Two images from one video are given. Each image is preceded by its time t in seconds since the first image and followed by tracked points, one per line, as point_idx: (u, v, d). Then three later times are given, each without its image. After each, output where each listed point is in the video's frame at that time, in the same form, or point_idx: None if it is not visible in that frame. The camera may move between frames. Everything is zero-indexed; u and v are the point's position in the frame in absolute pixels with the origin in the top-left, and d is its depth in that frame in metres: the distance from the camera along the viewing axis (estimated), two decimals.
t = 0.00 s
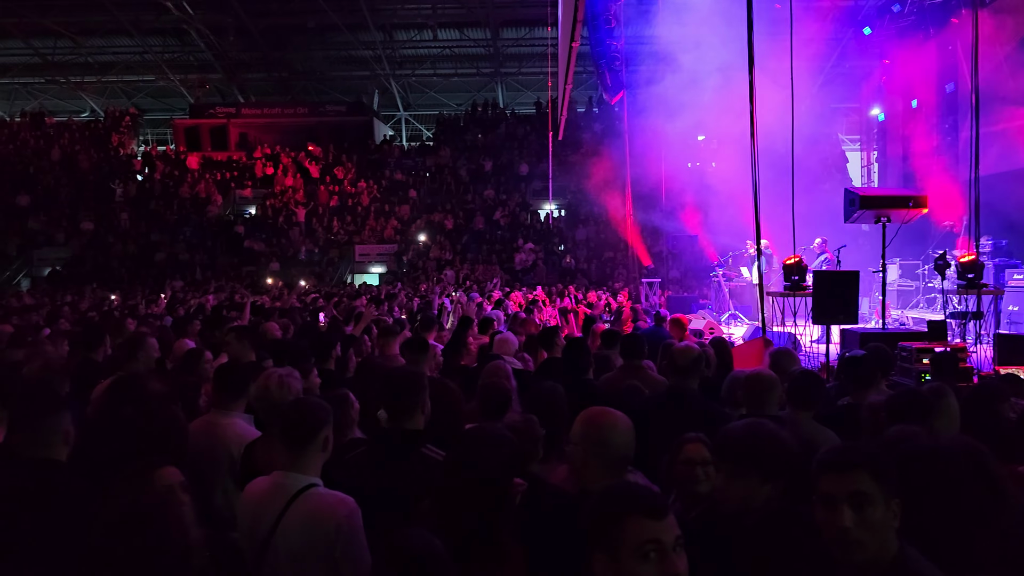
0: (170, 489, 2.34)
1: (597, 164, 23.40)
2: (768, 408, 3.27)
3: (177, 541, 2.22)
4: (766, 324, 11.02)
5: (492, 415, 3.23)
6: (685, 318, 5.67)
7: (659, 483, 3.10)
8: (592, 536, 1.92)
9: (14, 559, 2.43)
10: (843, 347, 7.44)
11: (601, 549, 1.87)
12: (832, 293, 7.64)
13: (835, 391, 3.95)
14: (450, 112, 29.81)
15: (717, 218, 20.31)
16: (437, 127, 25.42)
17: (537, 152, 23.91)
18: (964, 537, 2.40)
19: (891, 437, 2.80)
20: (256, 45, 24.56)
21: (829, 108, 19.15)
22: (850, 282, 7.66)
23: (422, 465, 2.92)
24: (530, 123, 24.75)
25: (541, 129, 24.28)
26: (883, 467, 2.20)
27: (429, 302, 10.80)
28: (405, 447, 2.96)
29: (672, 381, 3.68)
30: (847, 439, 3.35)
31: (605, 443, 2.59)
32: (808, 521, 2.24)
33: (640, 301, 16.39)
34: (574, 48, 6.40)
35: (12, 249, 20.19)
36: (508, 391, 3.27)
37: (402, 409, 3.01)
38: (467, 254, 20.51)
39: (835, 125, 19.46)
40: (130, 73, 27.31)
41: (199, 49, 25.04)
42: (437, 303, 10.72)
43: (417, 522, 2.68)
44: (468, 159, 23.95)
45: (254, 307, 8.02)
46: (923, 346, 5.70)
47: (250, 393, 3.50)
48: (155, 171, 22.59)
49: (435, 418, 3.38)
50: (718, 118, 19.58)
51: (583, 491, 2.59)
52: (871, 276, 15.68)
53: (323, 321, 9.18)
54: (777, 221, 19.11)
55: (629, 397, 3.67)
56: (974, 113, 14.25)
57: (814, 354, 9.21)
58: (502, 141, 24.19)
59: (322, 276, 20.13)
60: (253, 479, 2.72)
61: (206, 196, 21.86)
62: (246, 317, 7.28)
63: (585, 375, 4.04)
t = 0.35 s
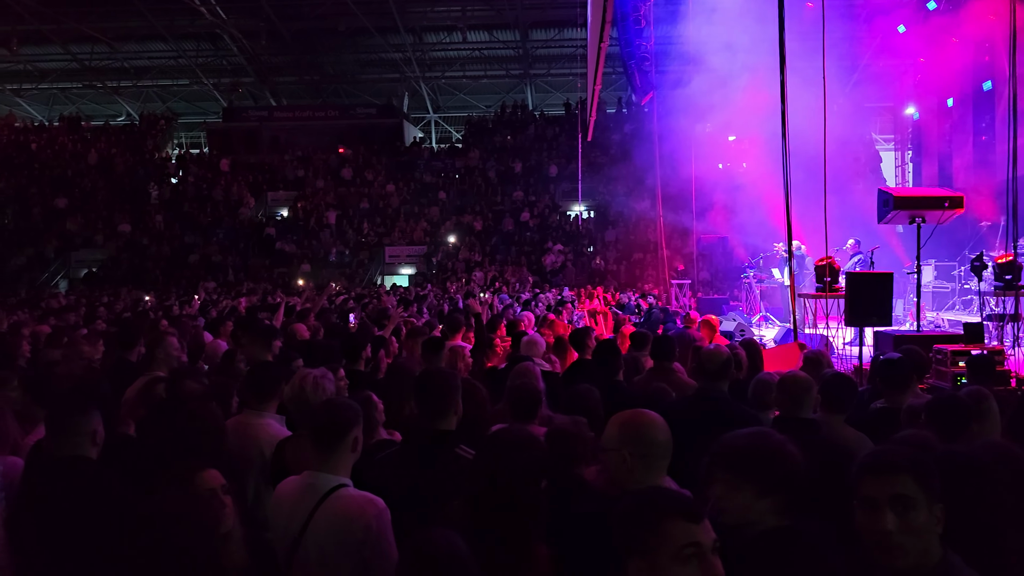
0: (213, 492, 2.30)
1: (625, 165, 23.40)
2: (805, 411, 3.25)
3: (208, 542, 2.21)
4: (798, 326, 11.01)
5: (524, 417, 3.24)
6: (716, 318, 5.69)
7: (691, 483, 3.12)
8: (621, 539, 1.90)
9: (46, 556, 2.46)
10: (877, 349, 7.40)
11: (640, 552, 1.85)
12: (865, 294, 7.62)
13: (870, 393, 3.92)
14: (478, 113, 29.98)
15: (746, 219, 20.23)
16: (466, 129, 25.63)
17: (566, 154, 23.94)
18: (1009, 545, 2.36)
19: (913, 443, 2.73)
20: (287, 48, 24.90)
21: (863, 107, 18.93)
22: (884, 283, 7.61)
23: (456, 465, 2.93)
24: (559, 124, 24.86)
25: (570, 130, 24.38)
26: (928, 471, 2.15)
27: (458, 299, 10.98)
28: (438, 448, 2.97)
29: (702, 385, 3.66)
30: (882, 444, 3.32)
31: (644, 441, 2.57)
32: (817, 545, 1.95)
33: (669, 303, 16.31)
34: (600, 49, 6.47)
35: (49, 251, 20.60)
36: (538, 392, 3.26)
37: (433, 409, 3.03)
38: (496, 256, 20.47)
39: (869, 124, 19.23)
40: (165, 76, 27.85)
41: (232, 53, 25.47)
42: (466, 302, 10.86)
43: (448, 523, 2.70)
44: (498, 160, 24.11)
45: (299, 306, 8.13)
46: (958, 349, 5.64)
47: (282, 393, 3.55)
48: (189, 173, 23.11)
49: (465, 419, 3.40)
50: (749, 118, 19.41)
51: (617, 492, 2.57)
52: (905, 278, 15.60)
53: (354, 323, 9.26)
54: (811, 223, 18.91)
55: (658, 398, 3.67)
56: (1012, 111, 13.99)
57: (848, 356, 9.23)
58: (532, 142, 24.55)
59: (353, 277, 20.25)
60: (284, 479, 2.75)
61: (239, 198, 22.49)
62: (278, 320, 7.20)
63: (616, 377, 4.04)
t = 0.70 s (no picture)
0: (236, 490, 2.28)
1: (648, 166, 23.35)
2: (828, 414, 3.23)
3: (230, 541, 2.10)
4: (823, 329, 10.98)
5: (547, 421, 3.25)
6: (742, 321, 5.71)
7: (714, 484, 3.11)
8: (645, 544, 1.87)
9: (77, 553, 2.50)
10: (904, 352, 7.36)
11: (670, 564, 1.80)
12: (892, 296, 7.55)
13: (896, 397, 3.90)
14: (501, 116, 30.12)
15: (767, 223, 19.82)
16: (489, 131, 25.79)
17: (589, 156, 23.95)
18: None
19: (935, 445, 2.68)
20: (312, 51, 25.15)
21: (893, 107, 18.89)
22: (911, 285, 7.56)
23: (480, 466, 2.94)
24: (581, 126, 24.91)
25: (593, 132, 24.42)
26: (956, 475, 2.12)
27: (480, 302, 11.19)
28: (463, 449, 2.99)
29: (725, 390, 3.66)
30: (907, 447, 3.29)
31: (665, 445, 2.53)
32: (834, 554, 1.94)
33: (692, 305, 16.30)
34: (625, 51, 6.49)
35: (78, 253, 20.96)
36: (560, 395, 3.27)
37: (458, 411, 3.03)
38: (519, 258, 20.50)
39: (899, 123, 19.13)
40: (192, 81, 28.26)
41: (257, 57, 25.77)
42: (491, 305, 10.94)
43: (470, 528, 2.70)
44: (521, 162, 24.22)
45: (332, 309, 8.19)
46: (988, 352, 5.57)
47: (305, 395, 3.62)
48: (216, 176, 23.48)
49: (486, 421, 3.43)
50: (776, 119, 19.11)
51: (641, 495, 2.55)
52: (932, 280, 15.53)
53: (378, 323, 9.34)
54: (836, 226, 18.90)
55: (682, 401, 3.69)
56: None
57: (873, 359, 9.20)
58: (555, 143, 24.57)
59: (377, 279, 20.37)
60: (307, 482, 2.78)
61: (265, 203, 22.54)
62: (311, 323, 7.24)
63: (639, 380, 4.04)
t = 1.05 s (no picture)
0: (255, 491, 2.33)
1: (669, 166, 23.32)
2: (848, 417, 3.19)
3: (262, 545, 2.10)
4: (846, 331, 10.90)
5: (568, 422, 3.25)
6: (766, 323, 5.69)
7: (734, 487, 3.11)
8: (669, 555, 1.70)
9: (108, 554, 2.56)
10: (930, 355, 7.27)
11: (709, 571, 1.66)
12: (918, 297, 7.48)
13: (921, 399, 3.87)
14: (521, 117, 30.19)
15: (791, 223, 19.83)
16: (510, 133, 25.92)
17: (609, 157, 23.91)
18: None
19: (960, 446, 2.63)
20: (334, 54, 25.29)
21: (916, 106, 19.06)
22: (936, 287, 7.48)
23: (500, 467, 2.94)
24: (601, 127, 24.92)
25: (613, 133, 24.44)
26: (983, 476, 2.09)
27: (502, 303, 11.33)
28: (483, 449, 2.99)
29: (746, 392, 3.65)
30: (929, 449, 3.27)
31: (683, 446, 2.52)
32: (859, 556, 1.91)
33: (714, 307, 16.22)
34: (645, 52, 6.48)
35: (104, 255, 21.27)
36: (580, 397, 3.26)
37: (479, 411, 3.03)
38: (539, 259, 20.50)
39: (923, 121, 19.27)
40: (216, 85, 28.61)
41: (280, 61, 26.01)
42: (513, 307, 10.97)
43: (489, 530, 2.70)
44: (542, 163, 24.29)
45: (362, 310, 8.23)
46: (1016, 354, 5.48)
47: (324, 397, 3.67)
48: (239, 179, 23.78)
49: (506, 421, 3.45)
50: (799, 118, 19.22)
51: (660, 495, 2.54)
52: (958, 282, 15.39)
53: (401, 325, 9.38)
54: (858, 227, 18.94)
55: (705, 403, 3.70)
56: None
57: (897, 362, 9.12)
58: (575, 145, 24.59)
59: (398, 281, 20.46)
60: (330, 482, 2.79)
61: (287, 204, 22.90)
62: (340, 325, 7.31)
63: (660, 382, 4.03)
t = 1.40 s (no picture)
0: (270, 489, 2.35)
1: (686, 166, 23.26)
2: (868, 419, 3.17)
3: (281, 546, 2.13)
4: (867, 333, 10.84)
5: (585, 424, 3.26)
6: (785, 326, 5.68)
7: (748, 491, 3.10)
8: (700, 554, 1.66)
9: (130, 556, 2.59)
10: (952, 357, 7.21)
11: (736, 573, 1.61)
12: (940, 299, 7.41)
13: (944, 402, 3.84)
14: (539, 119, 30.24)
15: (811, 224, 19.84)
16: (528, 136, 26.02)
17: (627, 159, 23.87)
18: None
19: (971, 450, 2.59)
20: (353, 58, 25.41)
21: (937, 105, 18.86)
22: (959, 288, 7.42)
23: (516, 468, 2.95)
24: (619, 128, 24.90)
25: (631, 134, 24.42)
26: (1002, 478, 2.07)
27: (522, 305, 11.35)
28: (498, 449, 3.01)
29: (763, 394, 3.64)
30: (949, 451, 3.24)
31: (693, 448, 2.50)
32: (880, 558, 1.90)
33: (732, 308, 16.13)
34: (663, 53, 6.46)
35: (126, 258, 21.40)
36: (597, 399, 3.27)
37: (496, 414, 3.05)
38: (557, 261, 20.47)
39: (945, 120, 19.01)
40: (236, 88, 28.89)
41: (299, 64, 26.18)
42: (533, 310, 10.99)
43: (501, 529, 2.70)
44: (560, 165, 24.33)
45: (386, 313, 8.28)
46: None
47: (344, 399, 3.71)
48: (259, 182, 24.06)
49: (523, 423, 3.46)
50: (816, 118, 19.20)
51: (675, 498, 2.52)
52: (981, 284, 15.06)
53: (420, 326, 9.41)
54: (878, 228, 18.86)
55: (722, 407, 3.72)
56: None
57: (919, 364, 9.05)
58: (593, 147, 24.61)
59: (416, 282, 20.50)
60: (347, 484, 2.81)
61: (306, 206, 23.15)
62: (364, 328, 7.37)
63: (678, 384, 4.03)
